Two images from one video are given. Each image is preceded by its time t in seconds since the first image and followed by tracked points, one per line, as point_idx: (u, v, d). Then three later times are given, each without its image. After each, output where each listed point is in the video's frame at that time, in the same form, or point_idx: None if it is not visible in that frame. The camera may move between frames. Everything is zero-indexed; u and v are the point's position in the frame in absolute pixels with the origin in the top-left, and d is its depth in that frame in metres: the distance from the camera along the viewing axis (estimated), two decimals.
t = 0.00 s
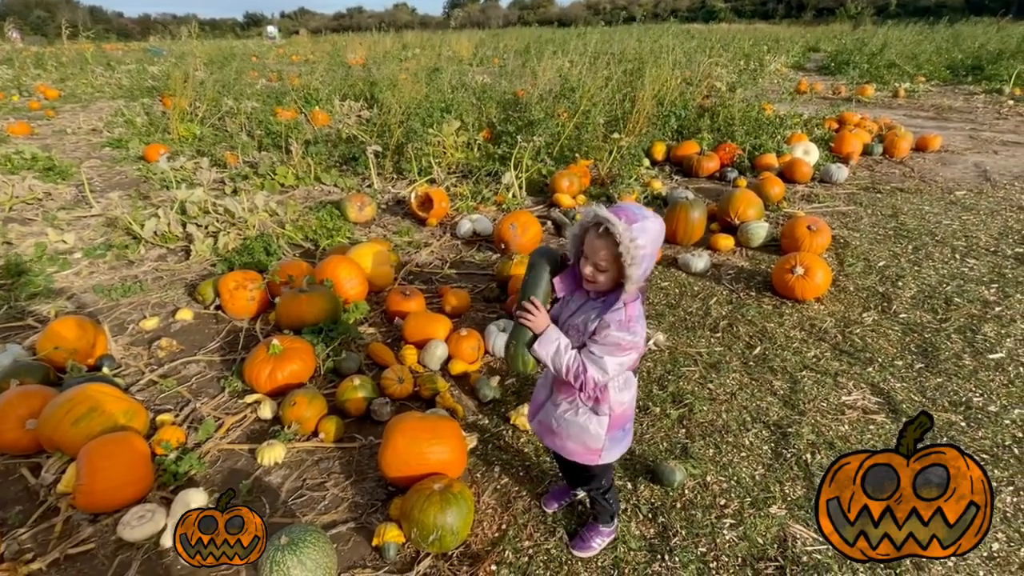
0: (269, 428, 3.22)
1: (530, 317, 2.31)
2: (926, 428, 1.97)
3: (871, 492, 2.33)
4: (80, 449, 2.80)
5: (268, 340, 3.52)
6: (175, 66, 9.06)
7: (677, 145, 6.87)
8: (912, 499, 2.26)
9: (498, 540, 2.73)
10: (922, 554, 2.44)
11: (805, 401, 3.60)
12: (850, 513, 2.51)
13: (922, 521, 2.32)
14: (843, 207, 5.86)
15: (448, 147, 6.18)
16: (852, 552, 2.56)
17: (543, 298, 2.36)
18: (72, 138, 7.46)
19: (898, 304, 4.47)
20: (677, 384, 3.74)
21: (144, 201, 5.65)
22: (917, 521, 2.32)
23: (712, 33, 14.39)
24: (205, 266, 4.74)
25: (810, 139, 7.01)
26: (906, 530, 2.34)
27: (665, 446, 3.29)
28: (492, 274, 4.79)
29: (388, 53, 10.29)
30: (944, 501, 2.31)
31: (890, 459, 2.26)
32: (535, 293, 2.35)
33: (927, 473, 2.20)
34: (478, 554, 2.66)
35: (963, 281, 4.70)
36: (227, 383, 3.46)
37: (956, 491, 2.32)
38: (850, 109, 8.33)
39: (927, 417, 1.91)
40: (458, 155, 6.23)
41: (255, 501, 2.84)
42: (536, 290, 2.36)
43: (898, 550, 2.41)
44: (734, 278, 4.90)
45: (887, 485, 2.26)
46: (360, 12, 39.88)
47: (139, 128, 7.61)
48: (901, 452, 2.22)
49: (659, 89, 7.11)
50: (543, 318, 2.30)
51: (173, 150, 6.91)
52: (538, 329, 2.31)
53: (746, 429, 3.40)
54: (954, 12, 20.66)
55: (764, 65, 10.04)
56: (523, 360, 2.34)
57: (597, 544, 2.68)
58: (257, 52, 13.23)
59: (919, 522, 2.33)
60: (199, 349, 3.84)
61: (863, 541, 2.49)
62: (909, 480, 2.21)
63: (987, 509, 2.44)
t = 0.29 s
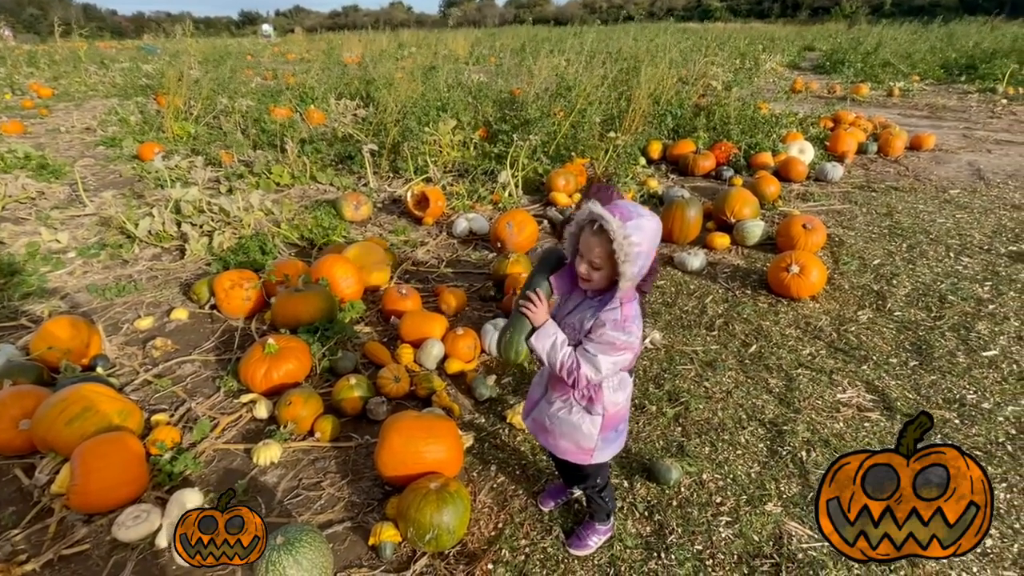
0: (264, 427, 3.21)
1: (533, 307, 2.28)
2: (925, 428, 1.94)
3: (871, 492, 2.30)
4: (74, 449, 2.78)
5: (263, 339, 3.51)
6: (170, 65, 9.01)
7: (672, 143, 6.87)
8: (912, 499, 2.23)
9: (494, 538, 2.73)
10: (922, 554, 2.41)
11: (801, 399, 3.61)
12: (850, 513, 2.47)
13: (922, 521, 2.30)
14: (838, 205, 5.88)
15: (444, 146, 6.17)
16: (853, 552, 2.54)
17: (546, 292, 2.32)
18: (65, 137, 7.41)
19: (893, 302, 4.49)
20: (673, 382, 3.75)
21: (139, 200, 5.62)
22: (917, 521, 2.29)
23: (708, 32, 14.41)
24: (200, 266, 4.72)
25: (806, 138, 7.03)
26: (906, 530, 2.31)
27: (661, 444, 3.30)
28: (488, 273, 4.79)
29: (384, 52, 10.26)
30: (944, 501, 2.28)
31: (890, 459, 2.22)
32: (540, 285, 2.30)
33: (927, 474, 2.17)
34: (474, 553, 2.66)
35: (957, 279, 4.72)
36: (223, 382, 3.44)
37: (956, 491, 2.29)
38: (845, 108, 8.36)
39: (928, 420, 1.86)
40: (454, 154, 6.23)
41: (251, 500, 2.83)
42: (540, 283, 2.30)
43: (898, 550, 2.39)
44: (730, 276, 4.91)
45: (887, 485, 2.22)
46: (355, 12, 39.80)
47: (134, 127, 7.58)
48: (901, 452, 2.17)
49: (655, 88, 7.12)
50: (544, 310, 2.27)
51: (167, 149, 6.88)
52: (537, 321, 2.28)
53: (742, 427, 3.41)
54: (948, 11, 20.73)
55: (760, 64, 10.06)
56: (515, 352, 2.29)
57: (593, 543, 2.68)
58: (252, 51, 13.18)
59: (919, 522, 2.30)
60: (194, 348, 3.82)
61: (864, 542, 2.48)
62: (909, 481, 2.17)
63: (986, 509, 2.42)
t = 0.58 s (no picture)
0: (257, 427, 3.19)
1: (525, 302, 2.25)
2: (926, 428, 1.91)
3: (871, 493, 2.28)
4: (65, 450, 2.76)
5: (255, 338, 3.49)
6: (161, 62, 8.96)
7: (666, 141, 6.87)
8: (911, 499, 2.22)
9: (488, 537, 2.72)
10: (922, 554, 2.41)
11: (794, 396, 3.62)
12: (850, 513, 2.45)
13: (922, 521, 2.29)
14: (830, 203, 5.90)
15: (438, 144, 6.15)
16: (853, 552, 2.53)
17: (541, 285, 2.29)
18: (55, 135, 7.36)
19: (885, 299, 4.51)
20: (667, 379, 3.75)
21: (130, 199, 5.59)
22: (917, 521, 2.29)
23: (702, 31, 14.44)
24: (192, 265, 4.70)
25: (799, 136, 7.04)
26: (906, 531, 2.31)
27: (655, 441, 3.30)
28: (482, 271, 4.78)
29: (377, 50, 10.23)
30: (944, 501, 2.27)
31: (890, 459, 2.19)
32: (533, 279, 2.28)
33: (927, 473, 2.15)
34: (468, 552, 2.66)
35: (948, 276, 4.74)
36: (215, 382, 3.42)
37: (956, 491, 2.28)
38: (838, 106, 8.39)
39: (928, 417, 1.82)
40: (448, 152, 6.21)
41: (243, 501, 2.81)
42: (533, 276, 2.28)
43: (898, 550, 2.37)
44: (724, 274, 4.91)
45: (887, 485, 2.20)
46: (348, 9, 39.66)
47: (125, 125, 7.52)
48: (901, 451, 2.13)
49: (649, 86, 7.12)
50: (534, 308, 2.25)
51: (159, 147, 6.84)
52: (527, 317, 2.26)
53: (735, 425, 3.42)
54: (940, 11, 20.81)
55: (753, 62, 10.08)
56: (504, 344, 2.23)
57: (587, 541, 2.68)
58: (245, 49, 13.10)
59: (919, 522, 2.30)
60: (187, 348, 3.79)
61: (863, 542, 2.48)
62: (909, 480, 2.15)
63: (986, 509, 2.39)
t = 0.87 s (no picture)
0: (250, 427, 3.17)
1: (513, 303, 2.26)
2: (926, 429, 1.95)
3: (872, 493, 2.33)
4: (54, 452, 2.73)
5: (248, 338, 3.47)
6: (150, 60, 8.87)
7: (659, 139, 6.87)
8: (912, 499, 2.28)
9: (484, 535, 2.72)
10: (922, 554, 2.45)
11: (786, 392, 3.64)
12: (850, 513, 2.48)
13: (922, 521, 2.33)
14: (822, 200, 5.93)
15: (430, 142, 6.13)
16: (854, 553, 2.57)
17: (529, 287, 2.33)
18: (42, 133, 7.27)
19: (876, 295, 4.54)
20: (661, 376, 3.76)
21: (120, 197, 5.53)
22: (917, 520, 2.32)
23: (694, 28, 14.47)
24: (183, 264, 4.66)
25: (790, 133, 7.07)
26: (906, 530, 2.35)
27: (649, 438, 3.31)
28: (476, 269, 4.77)
29: (369, 47, 10.18)
30: (945, 501, 2.31)
31: (891, 459, 2.27)
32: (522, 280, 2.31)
33: (928, 473, 2.22)
34: (463, 550, 2.65)
35: (938, 272, 4.77)
36: (207, 382, 3.39)
37: (956, 491, 2.29)
38: (829, 103, 8.42)
39: (928, 416, 1.85)
40: (441, 149, 6.19)
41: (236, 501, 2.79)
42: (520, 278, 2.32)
43: (898, 550, 2.42)
44: (717, 271, 4.92)
45: (887, 485, 2.26)
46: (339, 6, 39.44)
47: (113, 123, 7.45)
48: (901, 452, 2.22)
49: (641, 84, 7.13)
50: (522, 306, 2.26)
51: (148, 146, 6.78)
52: (517, 317, 2.27)
53: (729, 421, 3.43)
54: (929, 8, 20.92)
55: (745, 59, 10.10)
56: (497, 347, 2.28)
57: (581, 538, 2.68)
58: (235, 45, 13.00)
59: (919, 522, 2.34)
60: (178, 348, 3.76)
61: (863, 542, 2.51)
62: (909, 480, 2.23)
63: (987, 509, 2.40)
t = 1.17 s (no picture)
0: (245, 431, 3.12)
1: (512, 306, 2.24)
2: (926, 428, 1.95)
3: (872, 493, 2.33)
4: (44, 460, 2.67)
5: (241, 340, 3.42)
6: (135, 57, 8.74)
7: (651, 136, 6.87)
8: (912, 499, 2.29)
9: (484, 538, 2.70)
10: (922, 553, 2.47)
11: (783, 390, 3.65)
12: (850, 513, 2.49)
13: (922, 521, 2.35)
14: (814, 198, 5.96)
15: (423, 140, 6.09)
16: (852, 552, 2.58)
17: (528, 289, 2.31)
18: (26, 132, 7.14)
19: (869, 292, 4.56)
20: (658, 375, 3.76)
21: (107, 197, 5.45)
22: (917, 521, 2.34)
23: (684, 26, 14.49)
24: (173, 266, 4.60)
25: (781, 130, 7.09)
26: (906, 530, 2.36)
27: (648, 438, 3.30)
28: (471, 269, 4.74)
29: (358, 44, 10.10)
30: (944, 501, 2.34)
31: (891, 459, 2.25)
32: (521, 282, 2.29)
33: (927, 474, 2.23)
34: (464, 554, 2.63)
35: (930, 269, 4.81)
36: (200, 386, 3.34)
37: (956, 491, 2.33)
38: (819, 101, 8.46)
39: (927, 418, 1.84)
40: (433, 147, 6.15)
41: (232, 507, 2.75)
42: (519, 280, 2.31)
43: (898, 550, 2.43)
44: (711, 269, 4.93)
45: (887, 485, 2.26)
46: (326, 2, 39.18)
47: (99, 121, 7.33)
48: (901, 452, 2.20)
49: (633, 82, 7.13)
50: (520, 309, 2.23)
51: (135, 145, 6.69)
52: (516, 317, 2.25)
53: (726, 419, 3.43)
54: (915, 6, 21.09)
55: (736, 56, 10.12)
56: (491, 346, 2.25)
57: (582, 541, 2.67)
58: (222, 41, 12.85)
59: (919, 522, 2.35)
60: (170, 351, 3.70)
61: (863, 542, 2.52)
62: (909, 480, 2.22)
63: (986, 509, 2.44)
